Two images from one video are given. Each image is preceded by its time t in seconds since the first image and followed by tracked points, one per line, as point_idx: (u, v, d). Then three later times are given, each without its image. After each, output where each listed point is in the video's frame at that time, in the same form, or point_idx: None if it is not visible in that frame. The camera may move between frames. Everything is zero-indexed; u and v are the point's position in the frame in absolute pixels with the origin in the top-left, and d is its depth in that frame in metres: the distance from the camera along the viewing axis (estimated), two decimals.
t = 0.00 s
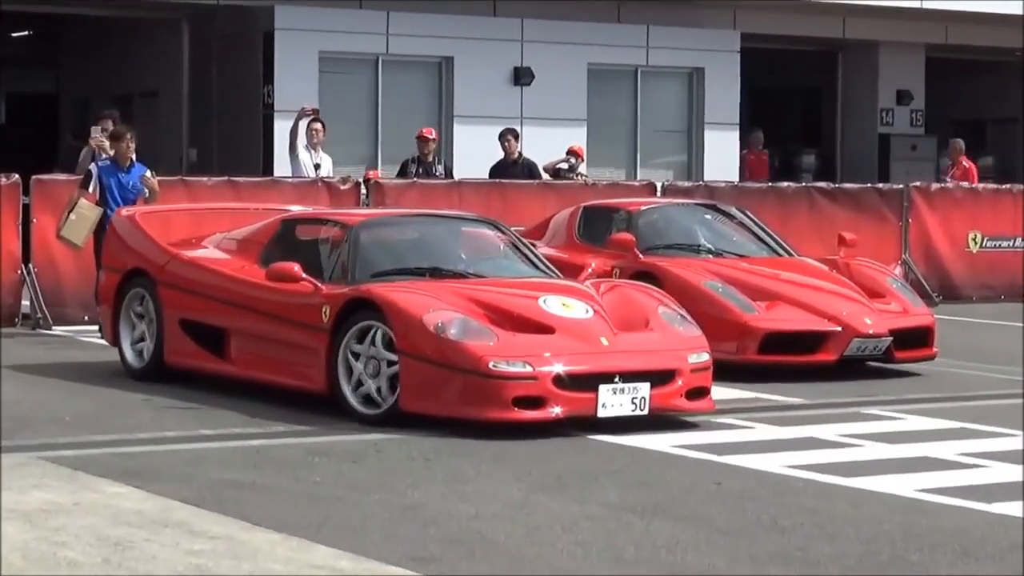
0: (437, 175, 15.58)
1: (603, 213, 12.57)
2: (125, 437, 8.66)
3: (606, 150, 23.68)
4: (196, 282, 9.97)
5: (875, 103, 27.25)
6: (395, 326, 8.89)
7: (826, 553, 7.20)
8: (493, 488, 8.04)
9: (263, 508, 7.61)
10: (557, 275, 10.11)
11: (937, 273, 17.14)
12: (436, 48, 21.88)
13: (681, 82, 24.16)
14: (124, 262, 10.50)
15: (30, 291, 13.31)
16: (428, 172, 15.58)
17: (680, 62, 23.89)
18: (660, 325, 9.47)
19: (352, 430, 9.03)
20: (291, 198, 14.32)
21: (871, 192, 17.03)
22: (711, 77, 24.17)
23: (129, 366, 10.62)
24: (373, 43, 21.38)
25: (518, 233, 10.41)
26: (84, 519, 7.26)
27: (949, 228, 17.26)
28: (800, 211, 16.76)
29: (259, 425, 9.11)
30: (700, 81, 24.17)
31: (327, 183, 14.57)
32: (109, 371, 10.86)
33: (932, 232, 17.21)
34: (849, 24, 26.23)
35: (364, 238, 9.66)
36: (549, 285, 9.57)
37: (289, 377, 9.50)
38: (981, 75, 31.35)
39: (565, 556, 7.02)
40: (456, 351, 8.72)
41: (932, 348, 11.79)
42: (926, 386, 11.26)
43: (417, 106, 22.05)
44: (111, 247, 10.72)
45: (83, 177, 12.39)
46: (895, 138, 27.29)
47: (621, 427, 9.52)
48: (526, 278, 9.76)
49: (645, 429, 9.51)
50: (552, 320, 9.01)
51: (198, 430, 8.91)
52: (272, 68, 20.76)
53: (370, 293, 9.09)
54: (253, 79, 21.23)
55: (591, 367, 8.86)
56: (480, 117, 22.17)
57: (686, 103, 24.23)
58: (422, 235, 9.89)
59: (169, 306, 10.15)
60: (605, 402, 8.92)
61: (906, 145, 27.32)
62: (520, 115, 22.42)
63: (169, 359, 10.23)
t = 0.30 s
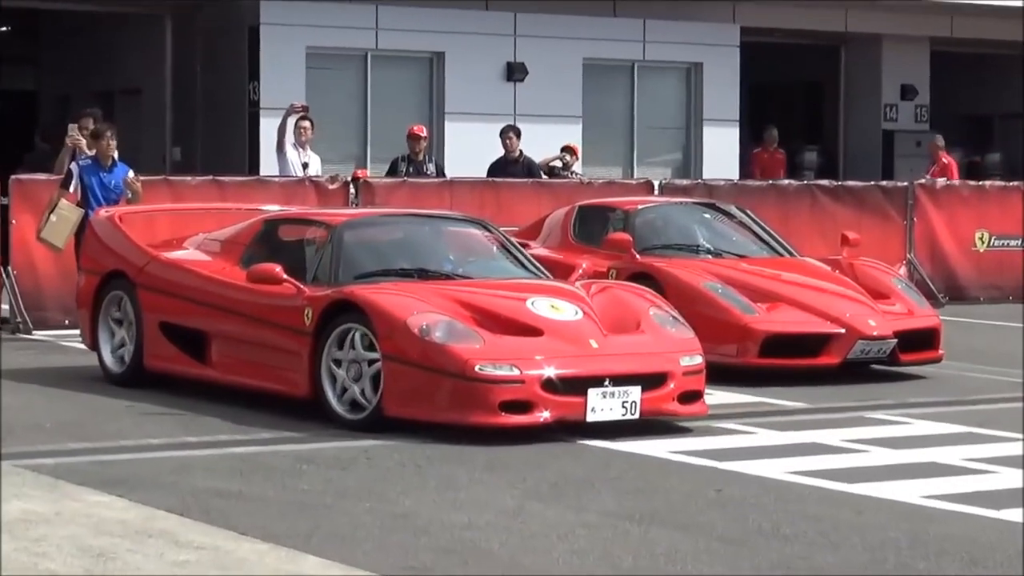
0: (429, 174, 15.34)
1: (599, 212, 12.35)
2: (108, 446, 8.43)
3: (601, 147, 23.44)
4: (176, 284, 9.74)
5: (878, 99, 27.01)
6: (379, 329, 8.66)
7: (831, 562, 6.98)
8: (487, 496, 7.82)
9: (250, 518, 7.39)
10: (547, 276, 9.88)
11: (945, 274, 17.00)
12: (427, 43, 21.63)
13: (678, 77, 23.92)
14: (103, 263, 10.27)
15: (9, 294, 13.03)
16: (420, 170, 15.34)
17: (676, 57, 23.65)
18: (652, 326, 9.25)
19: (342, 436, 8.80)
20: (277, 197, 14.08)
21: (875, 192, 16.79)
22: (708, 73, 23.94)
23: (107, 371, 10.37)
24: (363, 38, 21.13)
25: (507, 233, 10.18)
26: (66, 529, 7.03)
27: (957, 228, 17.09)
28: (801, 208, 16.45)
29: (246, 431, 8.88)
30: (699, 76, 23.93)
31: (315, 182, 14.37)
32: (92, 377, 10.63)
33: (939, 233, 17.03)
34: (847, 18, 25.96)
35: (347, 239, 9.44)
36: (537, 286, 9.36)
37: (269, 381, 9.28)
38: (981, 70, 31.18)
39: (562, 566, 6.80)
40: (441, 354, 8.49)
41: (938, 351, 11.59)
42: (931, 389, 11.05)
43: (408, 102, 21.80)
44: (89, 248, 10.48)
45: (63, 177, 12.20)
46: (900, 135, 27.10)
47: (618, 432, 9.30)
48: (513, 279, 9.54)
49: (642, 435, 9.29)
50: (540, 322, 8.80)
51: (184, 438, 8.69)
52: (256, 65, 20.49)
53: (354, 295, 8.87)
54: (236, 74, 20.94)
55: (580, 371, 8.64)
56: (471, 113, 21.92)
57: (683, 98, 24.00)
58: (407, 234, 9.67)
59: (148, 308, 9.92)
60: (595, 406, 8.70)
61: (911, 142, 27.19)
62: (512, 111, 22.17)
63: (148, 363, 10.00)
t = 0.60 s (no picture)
0: (424, 173, 15.10)
1: (600, 211, 12.14)
2: (94, 454, 8.20)
3: (601, 143, 23.21)
4: (160, 286, 9.52)
5: (888, 95, 26.66)
6: (367, 332, 8.44)
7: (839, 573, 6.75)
8: (484, 504, 7.59)
9: (239, 527, 7.16)
10: (541, 278, 9.65)
11: (956, 275, 16.73)
12: (422, 39, 21.41)
13: (680, 73, 23.71)
14: (85, 265, 10.04)
15: None
16: (415, 169, 15.10)
17: (678, 52, 23.43)
18: (648, 329, 9.02)
19: (335, 443, 8.57)
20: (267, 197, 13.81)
21: (883, 190, 16.57)
22: (712, 68, 23.71)
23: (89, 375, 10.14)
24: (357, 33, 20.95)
25: (501, 234, 9.95)
26: (49, 540, 6.80)
27: (967, 228, 16.85)
28: (808, 207, 16.25)
29: (236, 438, 8.66)
30: (702, 72, 23.71)
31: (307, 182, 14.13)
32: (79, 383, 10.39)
33: (949, 234, 16.78)
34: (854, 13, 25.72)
35: (335, 240, 9.21)
36: (530, 288, 9.14)
37: (254, 386, 9.06)
38: (985, 66, 30.96)
39: None
40: (430, 358, 8.28)
41: (949, 354, 11.36)
42: (941, 394, 10.82)
43: (403, 97, 21.57)
44: (71, 249, 10.26)
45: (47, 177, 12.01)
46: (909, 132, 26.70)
47: (617, 439, 9.07)
48: (505, 281, 9.32)
49: (642, 441, 9.06)
50: (533, 325, 8.58)
51: (172, 446, 8.46)
52: (246, 61, 20.23)
53: (341, 298, 8.65)
54: (227, 69, 20.71)
55: (573, 374, 8.41)
56: (467, 109, 21.70)
57: (686, 94, 23.78)
58: (397, 235, 9.44)
59: (131, 312, 9.69)
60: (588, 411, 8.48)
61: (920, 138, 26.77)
62: (510, 108, 21.93)
63: (131, 368, 9.77)
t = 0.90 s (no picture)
0: (421, 172, 14.86)
1: (600, 212, 11.94)
2: (82, 463, 7.98)
3: (602, 140, 23.00)
4: (144, 289, 9.33)
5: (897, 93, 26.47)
6: (353, 335, 8.24)
7: None
8: (483, 514, 7.38)
9: (231, 537, 6.94)
10: (535, 280, 9.44)
11: (970, 275, 16.57)
12: (417, 34, 21.20)
13: (683, 69, 23.50)
14: (67, 268, 9.85)
15: None
16: (412, 168, 14.86)
17: (681, 47, 23.21)
18: (642, 332, 8.81)
19: (330, 449, 8.36)
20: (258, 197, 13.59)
21: (894, 189, 16.34)
22: (716, 63, 23.51)
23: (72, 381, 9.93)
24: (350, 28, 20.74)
25: (492, 235, 9.73)
26: (36, 551, 6.58)
27: (981, 227, 16.68)
28: (818, 208, 16.04)
29: (228, 446, 8.45)
30: (705, 67, 23.51)
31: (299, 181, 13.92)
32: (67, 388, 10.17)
33: (963, 232, 16.60)
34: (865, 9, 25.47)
35: (321, 241, 9.00)
36: (522, 290, 8.93)
37: (238, 391, 8.86)
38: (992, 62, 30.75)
39: None
40: (418, 362, 8.08)
41: (961, 357, 11.14)
42: (952, 399, 10.61)
43: (397, 94, 21.36)
44: (53, 252, 10.06)
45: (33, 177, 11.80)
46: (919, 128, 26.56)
47: (618, 446, 8.85)
48: (497, 283, 9.11)
49: (644, 447, 8.85)
50: (524, 328, 8.38)
51: (162, 454, 8.24)
52: (237, 58, 20.03)
53: (327, 300, 8.45)
54: (216, 66, 20.48)
55: (565, 378, 8.21)
56: (464, 107, 21.49)
57: (690, 89, 23.58)
58: (386, 235, 9.22)
59: (114, 315, 9.50)
60: (580, 416, 8.27)
61: (930, 135, 26.53)
62: (509, 105, 21.73)
63: (114, 372, 9.56)
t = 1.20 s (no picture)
0: (418, 173, 14.65)
1: (602, 213, 11.75)
2: (69, 471, 7.78)
3: (604, 138, 22.77)
4: (125, 292, 9.13)
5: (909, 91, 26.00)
6: (339, 339, 8.03)
7: None
8: (480, 524, 7.17)
9: (222, 548, 6.73)
10: (529, 282, 9.24)
11: (982, 279, 16.38)
12: (414, 30, 20.99)
13: (688, 66, 23.29)
14: (48, 270, 9.63)
15: None
16: (407, 169, 14.66)
17: (687, 43, 23.01)
18: (636, 335, 8.60)
19: (322, 457, 8.15)
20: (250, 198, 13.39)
21: (905, 191, 16.11)
22: (721, 61, 23.31)
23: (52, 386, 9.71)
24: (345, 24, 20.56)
25: (484, 236, 9.52)
26: (21, 561, 6.37)
27: (994, 230, 16.48)
28: (827, 209, 15.82)
29: (218, 454, 8.24)
30: (711, 65, 23.31)
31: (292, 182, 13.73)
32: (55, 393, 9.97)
33: (976, 235, 16.38)
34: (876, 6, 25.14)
35: (308, 242, 8.82)
36: (514, 293, 8.72)
37: (220, 396, 8.66)
38: (999, 62, 30.56)
39: None
40: (405, 367, 7.88)
41: (972, 364, 10.94)
42: (962, 406, 10.39)
43: (393, 89, 21.14)
44: (33, 254, 9.84)
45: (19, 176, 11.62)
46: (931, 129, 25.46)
47: (618, 454, 8.64)
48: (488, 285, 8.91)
49: (645, 455, 8.64)
50: (515, 332, 8.17)
51: (151, 462, 8.04)
52: (230, 55, 19.83)
53: (312, 303, 8.24)
54: (208, 63, 20.26)
55: (557, 384, 8.01)
56: (460, 105, 21.29)
57: (694, 87, 23.38)
58: (375, 237, 9.02)
59: (95, 319, 9.29)
60: (572, 422, 8.06)
61: (942, 135, 25.37)
62: (507, 103, 21.52)
63: (95, 377, 9.35)
